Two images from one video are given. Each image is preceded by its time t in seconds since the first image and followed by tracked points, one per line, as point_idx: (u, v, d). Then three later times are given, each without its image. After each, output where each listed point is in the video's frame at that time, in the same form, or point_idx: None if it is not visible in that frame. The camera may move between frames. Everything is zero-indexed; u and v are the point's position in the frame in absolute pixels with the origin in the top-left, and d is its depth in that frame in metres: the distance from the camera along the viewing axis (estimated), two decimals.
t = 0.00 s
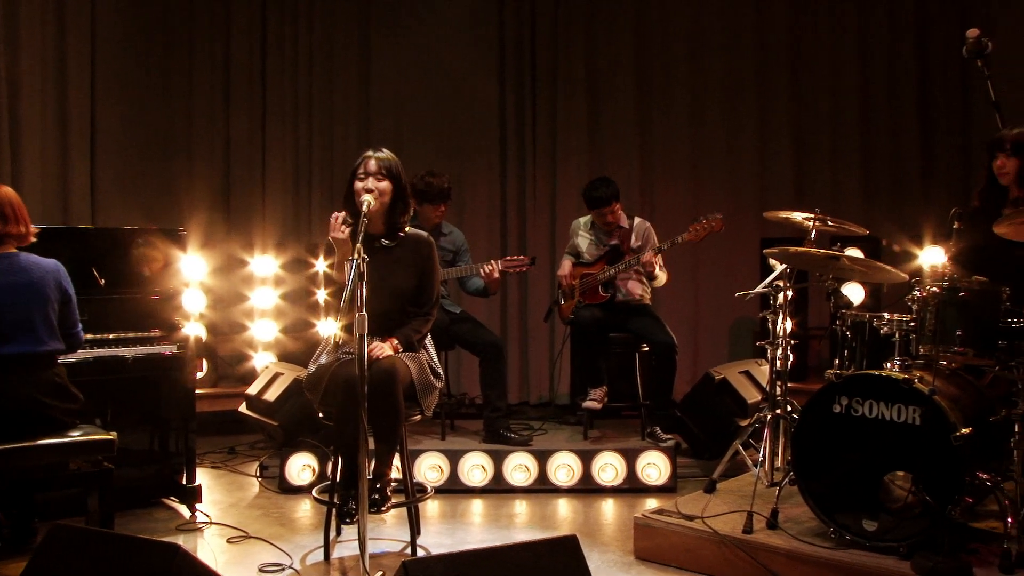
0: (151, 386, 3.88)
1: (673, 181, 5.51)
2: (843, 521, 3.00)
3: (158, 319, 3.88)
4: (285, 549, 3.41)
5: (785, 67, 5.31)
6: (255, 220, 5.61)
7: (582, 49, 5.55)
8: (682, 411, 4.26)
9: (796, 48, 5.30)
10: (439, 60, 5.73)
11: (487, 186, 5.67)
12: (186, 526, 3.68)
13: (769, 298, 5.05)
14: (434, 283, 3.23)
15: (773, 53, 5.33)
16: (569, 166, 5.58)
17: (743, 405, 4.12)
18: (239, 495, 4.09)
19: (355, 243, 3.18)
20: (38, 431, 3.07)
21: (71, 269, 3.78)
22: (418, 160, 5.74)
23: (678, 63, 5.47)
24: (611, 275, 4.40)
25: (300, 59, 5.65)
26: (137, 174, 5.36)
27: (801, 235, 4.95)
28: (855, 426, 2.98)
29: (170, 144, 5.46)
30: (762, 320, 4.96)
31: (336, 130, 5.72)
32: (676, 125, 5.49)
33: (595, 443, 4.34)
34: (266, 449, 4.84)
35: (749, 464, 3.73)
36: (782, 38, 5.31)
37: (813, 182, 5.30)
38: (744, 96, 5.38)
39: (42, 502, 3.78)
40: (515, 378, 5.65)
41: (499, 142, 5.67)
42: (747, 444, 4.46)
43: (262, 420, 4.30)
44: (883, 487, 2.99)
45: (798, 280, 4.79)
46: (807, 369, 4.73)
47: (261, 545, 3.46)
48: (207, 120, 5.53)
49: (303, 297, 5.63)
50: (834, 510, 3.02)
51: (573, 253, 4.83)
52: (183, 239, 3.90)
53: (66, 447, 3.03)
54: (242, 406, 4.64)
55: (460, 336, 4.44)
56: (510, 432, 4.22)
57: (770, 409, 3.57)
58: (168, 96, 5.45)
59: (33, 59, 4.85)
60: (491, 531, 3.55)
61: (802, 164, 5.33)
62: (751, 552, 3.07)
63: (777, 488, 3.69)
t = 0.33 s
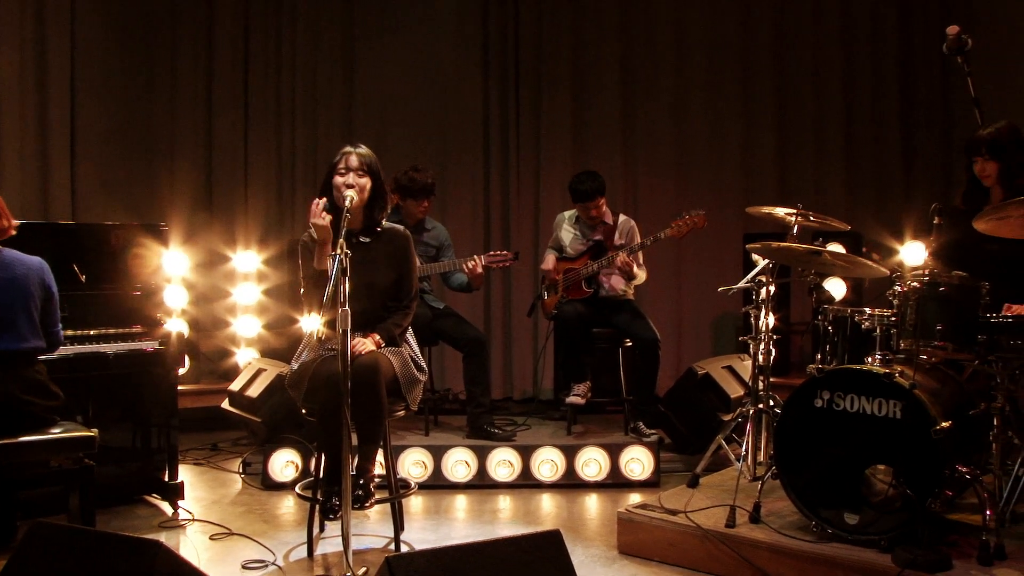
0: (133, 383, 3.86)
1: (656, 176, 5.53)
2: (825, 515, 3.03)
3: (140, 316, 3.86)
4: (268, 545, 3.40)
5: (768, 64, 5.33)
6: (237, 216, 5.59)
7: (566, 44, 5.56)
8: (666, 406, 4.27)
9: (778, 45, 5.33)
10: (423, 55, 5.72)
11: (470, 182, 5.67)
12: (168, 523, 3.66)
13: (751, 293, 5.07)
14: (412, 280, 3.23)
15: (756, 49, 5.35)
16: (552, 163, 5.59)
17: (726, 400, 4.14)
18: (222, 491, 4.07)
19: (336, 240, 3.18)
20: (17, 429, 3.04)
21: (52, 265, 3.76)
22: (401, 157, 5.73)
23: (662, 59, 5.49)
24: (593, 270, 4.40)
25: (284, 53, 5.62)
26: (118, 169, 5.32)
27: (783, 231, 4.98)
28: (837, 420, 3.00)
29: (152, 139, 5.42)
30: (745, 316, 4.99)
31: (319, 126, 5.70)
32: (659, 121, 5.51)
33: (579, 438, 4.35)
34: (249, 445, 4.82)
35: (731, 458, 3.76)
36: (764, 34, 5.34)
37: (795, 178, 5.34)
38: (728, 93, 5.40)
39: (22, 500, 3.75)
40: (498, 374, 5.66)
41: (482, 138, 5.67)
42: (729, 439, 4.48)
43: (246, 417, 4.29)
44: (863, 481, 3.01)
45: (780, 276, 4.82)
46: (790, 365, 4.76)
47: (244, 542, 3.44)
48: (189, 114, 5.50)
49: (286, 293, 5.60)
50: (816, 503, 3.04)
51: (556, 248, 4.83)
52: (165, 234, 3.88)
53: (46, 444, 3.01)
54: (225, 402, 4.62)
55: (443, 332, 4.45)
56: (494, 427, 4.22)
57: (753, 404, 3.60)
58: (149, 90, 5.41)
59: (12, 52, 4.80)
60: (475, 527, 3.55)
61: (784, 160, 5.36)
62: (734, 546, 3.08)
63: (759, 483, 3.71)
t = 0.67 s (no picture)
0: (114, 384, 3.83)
1: (640, 175, 5.54)
2: (809, 511, 3.04)
3: (123, 316, 3.83)
4: (253, 546, 3.39)
5: (749, 64, 5.38)
6: (220, 215, 5.55)
7: (549, 43, 5.57)
8: (650, 403, 4.29)
9: (759, 45, 5.38)
10: (407, 55, 5.72)
11: (454, 181, 5.67)
12: (152, 524, 3.65)
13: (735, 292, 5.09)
14: (395, 278, 3.24)
15: (739, 49, 5.39)
16: (536, 162, 5.60)
17: (710, 398, 4.16)
18: (207, 492, 4.06)
19: (318, 240, 3.17)
20: None
21: (34, 266, 3.75)
22: (385, 156, 5.73)
23: (646, 58, 5.50)
24: (579, 265, 4.43)
25: (267, 54, 5.62)
26: (100, 169, 5.28)
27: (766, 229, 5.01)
28: (820, 418, 3.01)
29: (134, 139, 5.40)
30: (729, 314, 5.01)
31: (303, 124, 5.67)
32: (643, 119, 5.52)
33: (564, 437, 4.35)
34: (232, 445, 4.81)
35: (715, 455, 3.77)
36: (747, 34, 5.38)
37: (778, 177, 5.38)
38: (710, 92, 5.43)
39: (5, 502, 3.73)
40: (483, 373, 5.66)
41: (466, 137, 5.67)
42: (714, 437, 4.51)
43: (229, 416, 4.30)
44: (846, 477, 3.03)
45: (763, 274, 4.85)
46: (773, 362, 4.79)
47: (228, 543, 3.43)
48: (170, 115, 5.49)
49: (269, 292, 5.59)
50: (800, 500, 3.06)
51: (540, 244, 4.81)
52: (149, 234, 3.86)
53: (26, 446, 2.98)
54: (209, 403, 4.61)
55: (428, 331, 4.46)
56: (478, 426, 4.22)
57: (736, 402, 3.62)
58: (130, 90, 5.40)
59: None
60: (460, 526, 3.55)
61: (766, 160, 5.41)
62: (718, 543, 3.09)
63: (743, 480, 3.72)
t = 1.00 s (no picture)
0: (96, 383, 3.81)
1: (624, 174, 5.56)
2: (791, 509, 3.05)
3: (105, 315, 3.81)
4: (236, 545, 3.38)
5: (732, 64, 5.40)
6: (203, 212, 5.53)
7: (534, 43, 5.58)
8: (633, 402, 4.30)
9: (742, 45, 5.41)
10: (391, 54, 5.72)
11: (439, 181, 5.67)
12: (134, 524, 3.63)
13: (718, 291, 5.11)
14: (378, 275, 3.23)
15: (722, 49, 5.42)
16: (521, 161, 5.61)
17: (693, 397, 4.18)
18: (190, 491, 4.05)
19: (301, 238, 3.17)
20: None
21: (15, 265, 3.73)
22: (370, 155, 5.72)
23: (630, 58, 5.52)
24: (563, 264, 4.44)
25: (251, 52, 5.61)
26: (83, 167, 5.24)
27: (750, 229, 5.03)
28: (802, 415, 3.02)
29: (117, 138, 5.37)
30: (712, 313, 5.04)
31: (287, 123, 5.67)
32: (627, 119, 5.54)
33: (547, 435, 4.37)
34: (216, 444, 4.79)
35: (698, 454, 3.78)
36: (730, 34, 5.40)
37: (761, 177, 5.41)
38: (694, 92, 5.45)
39: None
40: (467, 372, 5.66)
41: (451, 136, 5.68)
42: (697, 435, 4.52)
43: (212, 415, 4.29)
44: (828, 475, 3.05)
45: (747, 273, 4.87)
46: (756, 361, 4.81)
47: (211, 542, 3.42)
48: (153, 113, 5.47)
49: (253, 291, 5.58)
50: (782, 498, 3.07)
51: (525, 243, 4.83)
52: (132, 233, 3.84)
53: (6, 445, 2.97)
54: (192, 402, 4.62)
55: (412, 329, 4.46)
56: (462, 424, 4.23)
57: (719, 400, 3.62)
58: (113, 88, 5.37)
59: None
60: (444, 524, 3.55)
61: (749, 160, 5.43)
62: (700, 541, 3.10)
63: (726, 478, 3.74)
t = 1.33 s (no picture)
0: (82, 381, 3.79)
1: (613, 174, 5.56)
2: (777, 508, 3.06)
3: (91, 313, 3.78)
4: (222, 544, 3.37)
5: (720, 65, 5.42)
6: (190, 209, 5.52)
7: (522, 42, 5.58)
8: (621, 401, 4.30)
9: (730, 47, 5.42)
10: (379, 52, 5.70)
11: (426, 179, 5.67)
12: (119, 523, 3.61)
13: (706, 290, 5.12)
14: (368, 274, 3.23)
15: (710, 49, 5.43)
16: (508, 160, 5.61)
17: (681, 396, 4.18)
18: (176, 490, 4.03)
19: (290, 235, 3.17)
20: None
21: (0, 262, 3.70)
22: (358, 153, 5.71)
23: (618, 57, 5.52)
24: (553, 260, 4.43)
25: (238, 50, 5.59)
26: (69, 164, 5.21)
27: (738, 229, 5.04)
28: (789, 415, 3.03)
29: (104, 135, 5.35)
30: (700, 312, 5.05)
31: (275, 122, 5.66)
32: (615, 119, 5.55)
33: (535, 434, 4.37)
34: (202, 443, 4.77)
35: (686, 454, 3.78)
36: (718, 35, 5.42)
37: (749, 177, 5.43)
38: (682, 92, 5.46)
39: None
40: (454, 371, 5.66)
41: (438, 135, 5.68)
42: (685, 434, 4.53)
43: (199, 413, 4.28)
44: (814, 474, 3.06)
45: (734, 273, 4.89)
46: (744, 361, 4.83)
47: (197, 541, 3.41)
48: (140, 111, 5.43)
49: (240, 289, 5.52)
50: (769, 497, 3.08)
51: (513, 242, 4.84)
52: (118, 230, 3.81)
53: None
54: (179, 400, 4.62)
55: (400, 328, 4.45)
56: (449, 424, 4.23)
57: (707, 399, 3.63)
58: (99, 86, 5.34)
59: None
60: (431, 523, 3.55)
61: (737, 160, 5.45)
62: (686, 540, 3.10)
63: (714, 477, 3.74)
